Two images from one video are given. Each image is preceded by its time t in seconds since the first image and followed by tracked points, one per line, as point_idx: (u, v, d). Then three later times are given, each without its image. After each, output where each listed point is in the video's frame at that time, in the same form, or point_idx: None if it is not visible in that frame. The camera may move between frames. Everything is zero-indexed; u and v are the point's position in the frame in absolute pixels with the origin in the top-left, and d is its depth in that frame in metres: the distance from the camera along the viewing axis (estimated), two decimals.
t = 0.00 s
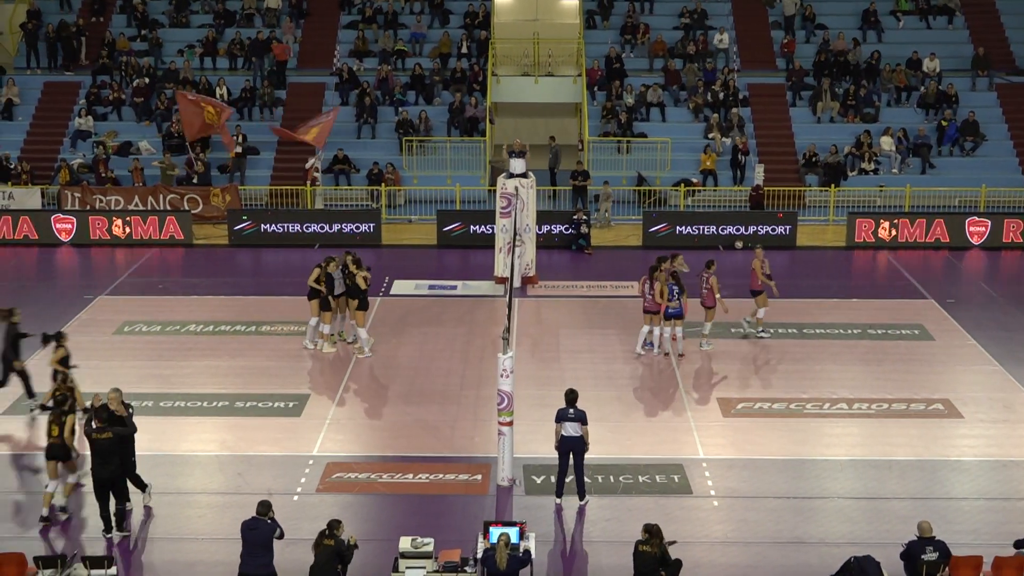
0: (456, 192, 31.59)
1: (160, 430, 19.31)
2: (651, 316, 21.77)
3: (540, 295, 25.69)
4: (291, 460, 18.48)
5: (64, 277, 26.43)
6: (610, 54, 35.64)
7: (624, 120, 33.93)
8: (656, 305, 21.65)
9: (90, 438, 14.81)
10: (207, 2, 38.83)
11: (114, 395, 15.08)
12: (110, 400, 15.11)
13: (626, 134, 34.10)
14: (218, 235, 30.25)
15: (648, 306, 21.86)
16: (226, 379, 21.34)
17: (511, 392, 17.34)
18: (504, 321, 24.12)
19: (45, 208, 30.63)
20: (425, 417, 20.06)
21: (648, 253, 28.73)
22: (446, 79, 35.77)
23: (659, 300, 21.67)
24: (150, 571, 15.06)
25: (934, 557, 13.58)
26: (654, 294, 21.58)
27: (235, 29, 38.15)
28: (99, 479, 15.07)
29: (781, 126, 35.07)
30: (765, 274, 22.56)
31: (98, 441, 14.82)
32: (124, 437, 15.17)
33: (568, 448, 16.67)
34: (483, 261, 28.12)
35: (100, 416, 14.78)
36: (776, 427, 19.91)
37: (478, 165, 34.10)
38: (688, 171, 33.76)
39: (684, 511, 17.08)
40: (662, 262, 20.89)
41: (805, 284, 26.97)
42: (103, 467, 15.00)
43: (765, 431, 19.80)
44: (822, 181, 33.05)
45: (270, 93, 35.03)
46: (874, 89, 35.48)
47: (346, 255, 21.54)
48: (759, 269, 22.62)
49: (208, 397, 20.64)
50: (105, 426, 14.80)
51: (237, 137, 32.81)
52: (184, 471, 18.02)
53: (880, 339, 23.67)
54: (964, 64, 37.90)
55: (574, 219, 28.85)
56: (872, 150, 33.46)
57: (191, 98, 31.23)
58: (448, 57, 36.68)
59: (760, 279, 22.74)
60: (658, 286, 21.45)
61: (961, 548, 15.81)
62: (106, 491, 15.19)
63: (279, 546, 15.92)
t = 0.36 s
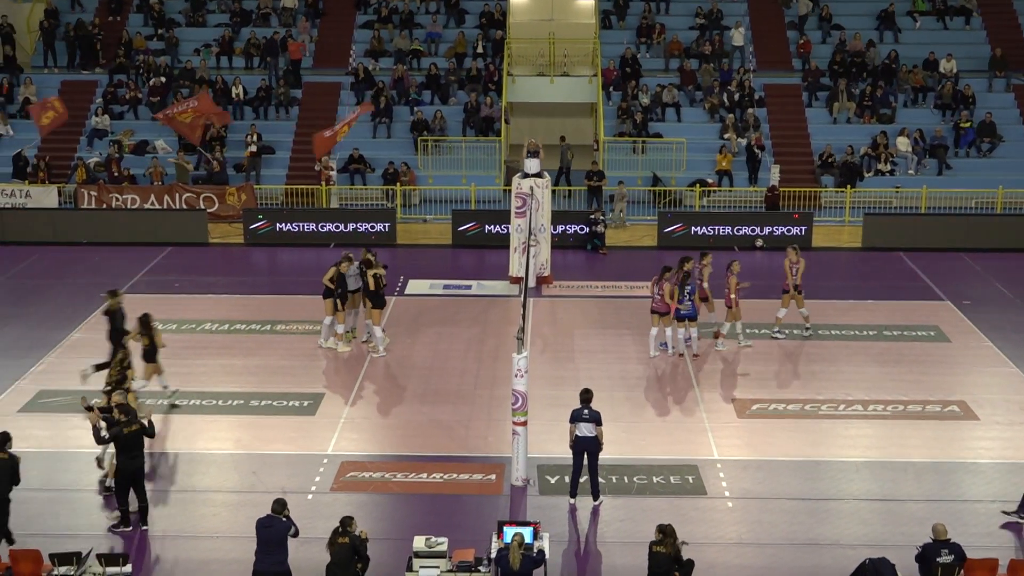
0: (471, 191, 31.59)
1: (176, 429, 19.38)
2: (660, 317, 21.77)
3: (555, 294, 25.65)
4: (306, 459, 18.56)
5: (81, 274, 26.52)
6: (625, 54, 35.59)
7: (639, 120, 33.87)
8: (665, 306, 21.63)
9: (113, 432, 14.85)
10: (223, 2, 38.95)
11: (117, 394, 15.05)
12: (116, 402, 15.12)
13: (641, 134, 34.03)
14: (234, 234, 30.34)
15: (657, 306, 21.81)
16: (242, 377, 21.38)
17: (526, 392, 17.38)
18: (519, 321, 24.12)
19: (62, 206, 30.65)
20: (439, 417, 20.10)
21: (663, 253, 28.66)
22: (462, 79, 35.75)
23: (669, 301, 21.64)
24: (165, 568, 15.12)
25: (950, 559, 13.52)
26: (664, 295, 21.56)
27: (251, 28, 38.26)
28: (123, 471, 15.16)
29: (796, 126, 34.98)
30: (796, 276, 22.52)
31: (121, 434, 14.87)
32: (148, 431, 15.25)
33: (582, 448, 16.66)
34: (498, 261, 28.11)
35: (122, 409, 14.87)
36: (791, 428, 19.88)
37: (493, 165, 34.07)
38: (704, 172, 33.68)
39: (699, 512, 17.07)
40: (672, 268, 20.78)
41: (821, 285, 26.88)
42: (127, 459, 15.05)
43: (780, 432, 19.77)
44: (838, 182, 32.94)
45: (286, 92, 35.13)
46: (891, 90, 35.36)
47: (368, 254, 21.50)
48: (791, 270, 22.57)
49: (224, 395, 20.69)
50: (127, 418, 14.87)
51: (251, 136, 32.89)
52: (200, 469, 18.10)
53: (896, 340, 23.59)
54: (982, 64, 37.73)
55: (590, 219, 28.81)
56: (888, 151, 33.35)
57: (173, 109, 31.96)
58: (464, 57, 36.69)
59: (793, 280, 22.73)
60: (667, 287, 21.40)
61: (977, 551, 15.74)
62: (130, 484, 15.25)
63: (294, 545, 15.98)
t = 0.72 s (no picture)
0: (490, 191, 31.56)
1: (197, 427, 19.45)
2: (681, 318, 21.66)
3: (575, 295, 25.57)
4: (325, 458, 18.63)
5: (99, 272, 26.61)
6: (646, 55, 35.54)
7: (659, 120, 33.78)
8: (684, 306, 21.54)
9: (129, 429, 14.88)
10: (244, 1, 39.07)
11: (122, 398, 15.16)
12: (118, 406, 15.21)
13: (662, 135, 33.97)
14: (253, 233, 30.43)
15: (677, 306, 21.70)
16: (262, 376, 21.43)
17: (545, 392, 17.40)
18: (538, 321, 24.09)
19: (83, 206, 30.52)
20: (458, 416, 20.12)
21: (683, 254, 28.53)
22: (482, 79, 35.74)
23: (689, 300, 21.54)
24: (184, 565, 15.17)
25: (970, 563, 13.41)
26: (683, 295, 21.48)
27: (272, 28, 38.38)
28: (136, 471, 15.13)
29: (817, 127, 34.86)
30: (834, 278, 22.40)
31: (137, 432, 14.91)
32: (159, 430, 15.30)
33: (602, 448, 16.65)
34: (517, 261, 28.09)
35: (138, 406, 14.93)
36: (811, 430, 19.80)
37: (513, 164, 34.05)
38: (724, 172, 33.57)
39: (718, 513, 17.02)
40: (691, 271, 20.62)
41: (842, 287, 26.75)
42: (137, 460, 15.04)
43: (800, 434, 19.70)
44: (859, 183, 32.80)
45: (307, 92, 35.24)
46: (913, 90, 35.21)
47: (392, 255, 21.46)
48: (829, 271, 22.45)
49: (244, 395, 20.70)
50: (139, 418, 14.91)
51: (270, 135, 32.84)
52: (220, 467, 18.20)
53: (918, 342, 23.46)
54: (1005, 65, 37.49)
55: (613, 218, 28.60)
56: (910, 152, 33.17)
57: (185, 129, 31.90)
58: (485, 57, 36.72)
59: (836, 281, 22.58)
60: (686, 288, 21.32)
61: (998, 554, 15.62)
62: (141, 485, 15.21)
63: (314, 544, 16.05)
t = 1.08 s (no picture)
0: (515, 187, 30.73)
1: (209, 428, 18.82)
2: (721, 318, 20.69)
3: (602, 295, 24.66)
4: (342, 462, 17.99)
5: (112, 269, 25.99)
6: (677, 45, 34.60)
7: (691, 113, 32.85)
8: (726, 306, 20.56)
9: (121, 434, 14.31)
10: None
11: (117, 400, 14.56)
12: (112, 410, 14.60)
13: (693, 129, 33.06)
14: (270, 230, 29.61)
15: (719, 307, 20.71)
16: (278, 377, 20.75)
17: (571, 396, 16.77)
18: (564, 322, 23.24)
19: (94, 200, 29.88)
20: (480, 420, 19.38)
21: (715, 252, 27.60)
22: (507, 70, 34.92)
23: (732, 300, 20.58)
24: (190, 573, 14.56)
25: None
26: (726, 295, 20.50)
27: (290, 17, 37.74)
28: (130, 478, 14.57)
29: (853, 121, 33.83)
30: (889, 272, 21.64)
31: (128, 437, 14.31)
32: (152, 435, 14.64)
33: (630, 454, 15.86)
34: (542, 259, 27.32)
35: (130, 411, 14.34)
36: (848, 437, 18.92)
37: (539, 160, 33.32)
38: (758, 169, 32.68)
39: (750, 523, 16.21)
40: (739, 271, 19.64)
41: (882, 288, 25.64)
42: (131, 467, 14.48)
43: (837, 441, 18.82)
44: (900, 179, 31.67)
45: (324, 83, 34.48)
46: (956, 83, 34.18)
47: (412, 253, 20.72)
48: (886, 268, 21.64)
49: (261, 397, 20.10)
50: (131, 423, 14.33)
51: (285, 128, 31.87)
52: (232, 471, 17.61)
53: (961, 346, 22.46)
54: None
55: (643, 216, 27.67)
56: (952, 148, 32.05)
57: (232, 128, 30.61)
58: (509, 48, 35.93)
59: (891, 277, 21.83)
60: (730, 288, 20.34)
61: None
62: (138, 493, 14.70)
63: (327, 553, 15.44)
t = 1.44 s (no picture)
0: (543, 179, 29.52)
1: (219, 434, 17.92)
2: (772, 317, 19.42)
3: (634, 294, 23.39)
4: (358, 468, 17.04)
5: (121, 263, 25.08)
6: (716, 29, 33.10)
7: (729, 101, 31.40)
8: (776, 305, 19.30)
9: (112, 442, 13.76)
10: None
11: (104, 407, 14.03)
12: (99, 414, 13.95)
13: (732, 117, 31.58)
14: (282, 224, 28.49)
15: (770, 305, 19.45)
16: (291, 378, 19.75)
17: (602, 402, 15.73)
18: (594, 323, 22.00)
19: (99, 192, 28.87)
20: (504, 426, 18.26)
21: (754, 249, 26.30)
22: (534, 55, 33.59)
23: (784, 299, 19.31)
24: None
25: None
26: (779, 293, 19.28)
27: None
28: (130, 488, 14.01)
29: (900, 109, 32.34)
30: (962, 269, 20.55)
31: (121, 444, 13.78)
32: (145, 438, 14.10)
33: (663, 463, 14.90)
34: (570, 255, 26.14)
35: (120, 418, 13.73)
36: (896, 446, 17.77)
37: (568, 151, 31.95)
38: (800, 161, 31.11)
39: (792, 538, 15.35)
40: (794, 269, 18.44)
41: (930, 286, 24.27)
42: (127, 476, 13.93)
43: (884, 450, 17.67)
44: (954, 172, 30.13)
45: (341, 69, 33.14)
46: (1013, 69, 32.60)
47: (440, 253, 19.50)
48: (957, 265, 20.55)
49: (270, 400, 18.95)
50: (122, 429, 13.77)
51: (296, 115, 30.77)
52: (243, 480, 16.73)
53: (1017, 349, 21.13)
54: None
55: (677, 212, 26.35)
56: (1010, 138, 30.50)
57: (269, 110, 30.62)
58: (537, 32, 34.67)
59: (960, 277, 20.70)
60: (784, 286, 19.14)
61: None
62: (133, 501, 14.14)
63: (345, 566, 14.66)
